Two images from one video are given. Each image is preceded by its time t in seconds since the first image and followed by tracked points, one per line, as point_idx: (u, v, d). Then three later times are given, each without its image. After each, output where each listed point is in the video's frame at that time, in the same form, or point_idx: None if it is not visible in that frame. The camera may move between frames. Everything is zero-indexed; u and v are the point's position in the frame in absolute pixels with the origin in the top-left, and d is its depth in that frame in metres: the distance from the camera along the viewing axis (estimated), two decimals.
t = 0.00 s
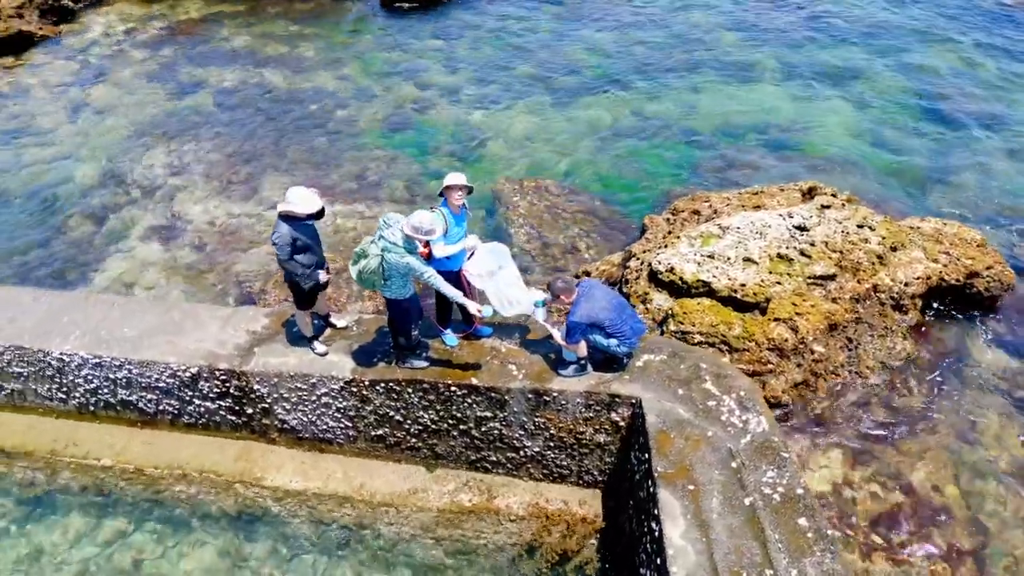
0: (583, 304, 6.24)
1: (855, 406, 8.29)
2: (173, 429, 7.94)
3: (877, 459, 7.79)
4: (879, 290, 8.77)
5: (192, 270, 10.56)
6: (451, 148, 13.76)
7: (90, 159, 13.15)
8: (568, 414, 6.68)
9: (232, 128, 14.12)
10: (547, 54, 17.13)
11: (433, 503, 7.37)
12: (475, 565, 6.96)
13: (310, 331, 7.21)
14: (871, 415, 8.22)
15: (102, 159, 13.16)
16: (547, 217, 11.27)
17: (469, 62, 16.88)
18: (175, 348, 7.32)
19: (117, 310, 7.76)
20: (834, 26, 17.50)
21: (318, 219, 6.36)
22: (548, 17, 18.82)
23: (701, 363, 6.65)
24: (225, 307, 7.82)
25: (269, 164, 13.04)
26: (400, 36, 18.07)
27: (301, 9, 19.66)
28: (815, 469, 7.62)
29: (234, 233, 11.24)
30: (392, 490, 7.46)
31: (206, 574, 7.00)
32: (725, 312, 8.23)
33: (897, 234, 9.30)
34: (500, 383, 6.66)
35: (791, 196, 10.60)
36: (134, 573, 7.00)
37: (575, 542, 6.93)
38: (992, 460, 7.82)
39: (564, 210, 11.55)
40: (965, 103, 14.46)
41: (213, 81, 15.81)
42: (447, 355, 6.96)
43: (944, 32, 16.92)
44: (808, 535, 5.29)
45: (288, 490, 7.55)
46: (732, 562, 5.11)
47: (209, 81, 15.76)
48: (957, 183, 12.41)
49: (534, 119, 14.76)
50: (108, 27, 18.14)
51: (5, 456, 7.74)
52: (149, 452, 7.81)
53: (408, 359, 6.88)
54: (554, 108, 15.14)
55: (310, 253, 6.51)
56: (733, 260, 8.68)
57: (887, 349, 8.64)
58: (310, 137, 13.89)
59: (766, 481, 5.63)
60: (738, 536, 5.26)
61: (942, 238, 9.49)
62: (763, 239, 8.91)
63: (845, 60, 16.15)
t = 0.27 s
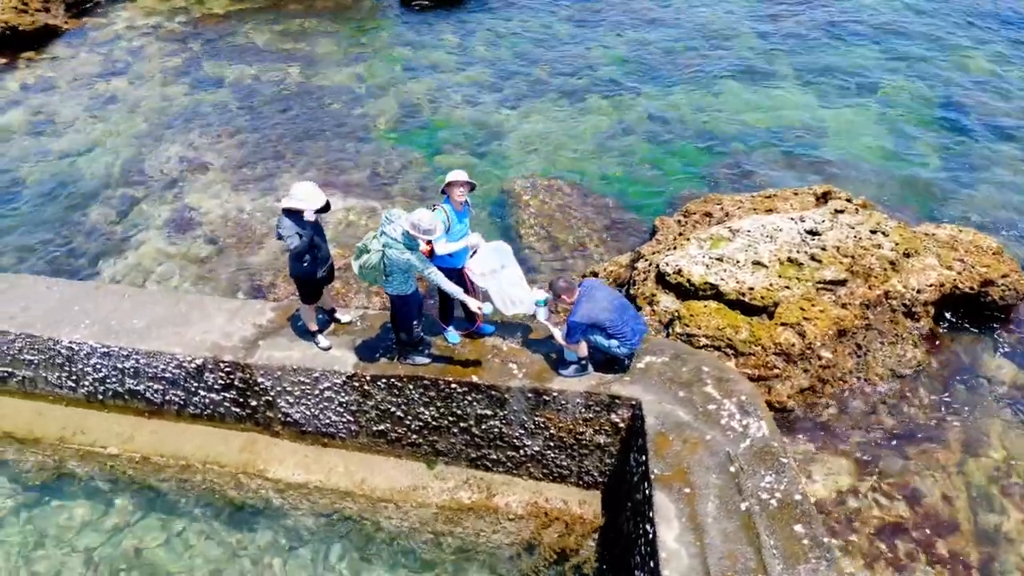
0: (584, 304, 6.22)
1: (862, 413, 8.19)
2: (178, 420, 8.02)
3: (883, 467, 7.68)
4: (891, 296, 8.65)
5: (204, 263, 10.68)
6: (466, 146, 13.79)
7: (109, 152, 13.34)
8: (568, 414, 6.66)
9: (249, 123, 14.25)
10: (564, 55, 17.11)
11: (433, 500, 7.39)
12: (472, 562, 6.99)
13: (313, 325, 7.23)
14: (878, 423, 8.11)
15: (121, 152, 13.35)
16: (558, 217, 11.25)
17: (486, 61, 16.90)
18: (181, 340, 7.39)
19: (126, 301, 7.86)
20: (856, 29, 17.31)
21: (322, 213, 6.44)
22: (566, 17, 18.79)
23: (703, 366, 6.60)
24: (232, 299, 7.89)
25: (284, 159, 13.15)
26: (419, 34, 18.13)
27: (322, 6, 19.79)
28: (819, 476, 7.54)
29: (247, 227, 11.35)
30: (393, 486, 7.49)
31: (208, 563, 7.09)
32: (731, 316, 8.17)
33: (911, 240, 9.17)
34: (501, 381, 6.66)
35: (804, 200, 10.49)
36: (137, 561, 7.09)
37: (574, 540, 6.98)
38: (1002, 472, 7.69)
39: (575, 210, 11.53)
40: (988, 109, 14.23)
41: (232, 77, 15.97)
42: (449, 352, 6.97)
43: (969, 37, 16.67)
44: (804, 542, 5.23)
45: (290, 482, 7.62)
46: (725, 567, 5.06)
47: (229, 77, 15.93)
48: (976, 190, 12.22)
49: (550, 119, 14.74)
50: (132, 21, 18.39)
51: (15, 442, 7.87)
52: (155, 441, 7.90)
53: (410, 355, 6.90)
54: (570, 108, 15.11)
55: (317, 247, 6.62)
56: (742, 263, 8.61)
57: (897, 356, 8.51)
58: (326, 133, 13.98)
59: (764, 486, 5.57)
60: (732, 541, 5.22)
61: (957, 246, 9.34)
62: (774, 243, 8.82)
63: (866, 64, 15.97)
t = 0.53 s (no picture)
0: (581, 305, 6.22)
1: (864, 420, 8.13)
2: (180, 413, 8.10)
3: (883, 474, 7.61)
4: (896, 302, 8.57)
5: (211, 258, 10.78)
6: (474, 146, 13.81)
7: (122, 147, 13.49)
8: (563, 415, 6.67)
9: (260, 119, 14.35)
10: (576, 55, 17.08)
11: (428, 498, 7.44)
12: (466, 560, 7.01)
13: (313, 321, 7.25)
14: (880, 430, 8.05)
15: (133, 147, 13.50)
16: (564, 217, 11.24)
17: (498, 60, 16.92)
18: (183, 334, 7.45)
19: (130, 294, 7.93)
20: (871, 32, 17.14)
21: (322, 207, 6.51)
22: (579, 18, 18.76)
23: (700, 369, 6.57)
24: (234, 295, 7.94)
25: (293, 156, 13.23)
26: (432, 33, 18.17)
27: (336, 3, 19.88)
28: (818, 482, 7.48)
29: (254, 223, 11.43)
30: (389, 483, 7.56)
31: (205, 555, 7.15)
32: (733, 319, 8.13)
33: (918, 246, 9.08)
34: (497, 380, 6.66)
35: (812, 203, 10.40)
36: (136, 551, 7.17)
37: (568, 540, 6.96)
38: (1004, 482, 7.60)
39: (581, 210, 11.50)
40: (1004, 115, 14.05)
41: (245, 73, 16.09)
42: (446, 351, 6.99)
43: (986, 42, 16.47)
44: (794, 548, 5.20)
45: (288, 477, 7.70)
46: (714, 570, 5.04)
47: (242, 74, 16.04)
48: (988, 197, 12.08)
49: (559, 119, 14.73)
50: (148, 18, 18.57)
51: (20, 432, 7.99)
52: (157, 434, 7.99)
53: (407, 353, 6.89)
54: (580, 109, 15.08)
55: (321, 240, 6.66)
56: (745, 266, 8.56)
57: (900, 362, 8.44)
58: (336, 131, 14.05)
59: (756, 491, 5.55)
60: (722, 545, 5.19)
61: (965, 252, 9.23)
62: (778, 247, 8.77)
63: (881, 67, 15.81)
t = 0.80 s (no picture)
0: (573, 305, 6.21)
1: (862, 425, 8.07)
2: (179, 407, 8.17)
3: (880, 480, 7.56)
4: (897, 307, 8.49)
5: (215, 254, 10.86)
6: (480, 146, 13.84)
7: (131, 143, 13.62)
8: (556, 415, 6.67)
9: (268, 117, 14.45)
10: (585, 56, 17.07)
11: (422, 496, 7.46)
12: (459, 560, 7.03)
13: (310, 318, 7.28)
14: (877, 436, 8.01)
15: (142, 143, 13.63)
16: (566, 218, 11.25)
17: (506, 60, 16.94)
18: (182, 329, 7.52)
19: (132, 289, 8.01)
20: (883, 36, 17.01)
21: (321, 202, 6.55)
22: (589, 19, 18.74)
23: (693, 372, 6.55)
24: (234, 291, 8.00)
25: (300, 153, 13.31)
26: (441, 33, 18.21)
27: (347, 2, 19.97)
28: (814, 487, 7.44)
29: (258, 220, 11.51)
30: (384, 480, 7.58)
31: (201, 549, 7.22)
32: (731, 322, 8.10)
33: (921, 251, 9.00)
34: (490, 380, 6.68)
35: (816, 207, 10.35)
36: (132, 544, 7.25)
37: (560, 540, 6.98)
38: (1003, 490, 7.53)
39: (584, 211, 11.49)
40: (1014, 121, 13.92)
41: (255, 71, 16.20)
42: (441, 350, 7.00)
43: (999, 47, 16.33)
44: (781, 552, 5.18)
45: (284, 473, 7.74)
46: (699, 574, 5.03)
47: (252, 72, 16.16)
48: (996, 204, 11.98)
49: (566, 120, 14.73)
50: (161, 15, 18.73)
51: (22, 423, 8.09)
52: (156, 428, 8.06)
53: (402, 351, 6.91)
54: (587, 110, 15.07)
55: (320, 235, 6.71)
56: (744, 269, 8.52)
57: (900, 368, 8.33)
58: (343, 129, 14.12)
59: (745, 495, 5.53)
60: (708, 549, 5.18)
61: (970, 258, 9.13)
62: (779, 250, 8.73)
63: (891, 72, 15.70)
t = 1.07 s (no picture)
0: (565, 306, 6.22)
1: (859, 430, 8.02)
2: (177, 402, 8.23)
3: (876, 486, 7.50)
4: (898, 312, 8.41)
5: (219, 251, 10.93)
6: (484, 146, 13.85)
7: (138, 139, 13.73)
8: (548, 416, 6.66)
9: (275, 115, 14.53)
10: (593, 57, 17.04)
11: (415, 494, 7.48)
12: (451, 558, 7.05)
13: (305, 315, 7.30)
14: (874, 441, 7.95)
15: (150, 140, 13.73)
16: (568, 219, 11.24)
17: (514, 61, 16.94)
18: (180, 324, 7.57)
19: (131, 284, 8.06)
20: (894, 39, 16.87)
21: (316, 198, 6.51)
22: (598, 19, 18.69)
23: (686, 374, 6.53)
24: (233, 287, 8.04)
25: (305, 151, 13.36)
26: (450, 32, 18.23)
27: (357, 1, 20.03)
28: (809, 492, 7.40)
29: (262, 217, 11.57)
30: (377, 478, 7.60)
31: (195, 543, 7.27)
32: (727, 325, 8.07)
33: (923, 256, 8.93)
34: (482, 380, 6.68)
35: (818, 210, 10.28)
36: (128, 537, 7.31)
37: (551, 541, 6.97)
38: (1001, 499, 7.45)
39: (587, 212, 11.47)
40: None
41: (263, 69, 16.28)
42: (434, 349, 7.01)
43: (1012, 51, 16.16)
44: (768, 557, 5.15)
45: (279, 469, 7.78)
46: None
47: (261, 70, 16.24)
48: (1003, 210, 11.87)
49: (571, 120, 14.71)
50: (172, 12, 18.87)
51: (22, 416, 8.17)
52: (153, 422, 8.12)
53: (396, 349, 6.93)
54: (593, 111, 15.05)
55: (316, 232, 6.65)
56: (743, 271, 8.46)
57: (899, 374, 8.27)
58: (348, 128, 14.16)
59: (733, 498, 5.50)
60: (694, 551, 5.16)
61: (973, 263, 9.04)
62: (779, 253, 8.66)
63: (901, 75, 15.57)
